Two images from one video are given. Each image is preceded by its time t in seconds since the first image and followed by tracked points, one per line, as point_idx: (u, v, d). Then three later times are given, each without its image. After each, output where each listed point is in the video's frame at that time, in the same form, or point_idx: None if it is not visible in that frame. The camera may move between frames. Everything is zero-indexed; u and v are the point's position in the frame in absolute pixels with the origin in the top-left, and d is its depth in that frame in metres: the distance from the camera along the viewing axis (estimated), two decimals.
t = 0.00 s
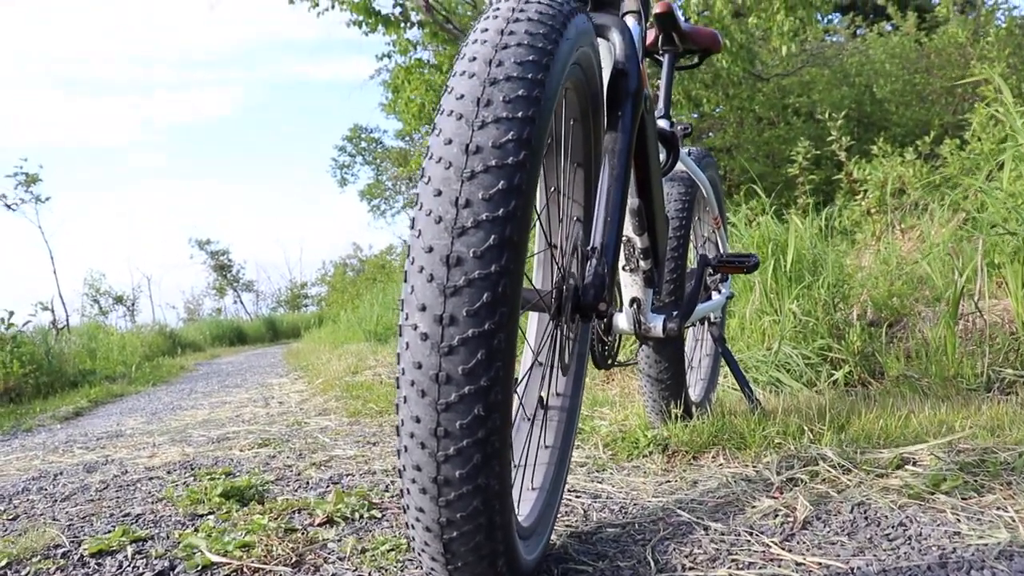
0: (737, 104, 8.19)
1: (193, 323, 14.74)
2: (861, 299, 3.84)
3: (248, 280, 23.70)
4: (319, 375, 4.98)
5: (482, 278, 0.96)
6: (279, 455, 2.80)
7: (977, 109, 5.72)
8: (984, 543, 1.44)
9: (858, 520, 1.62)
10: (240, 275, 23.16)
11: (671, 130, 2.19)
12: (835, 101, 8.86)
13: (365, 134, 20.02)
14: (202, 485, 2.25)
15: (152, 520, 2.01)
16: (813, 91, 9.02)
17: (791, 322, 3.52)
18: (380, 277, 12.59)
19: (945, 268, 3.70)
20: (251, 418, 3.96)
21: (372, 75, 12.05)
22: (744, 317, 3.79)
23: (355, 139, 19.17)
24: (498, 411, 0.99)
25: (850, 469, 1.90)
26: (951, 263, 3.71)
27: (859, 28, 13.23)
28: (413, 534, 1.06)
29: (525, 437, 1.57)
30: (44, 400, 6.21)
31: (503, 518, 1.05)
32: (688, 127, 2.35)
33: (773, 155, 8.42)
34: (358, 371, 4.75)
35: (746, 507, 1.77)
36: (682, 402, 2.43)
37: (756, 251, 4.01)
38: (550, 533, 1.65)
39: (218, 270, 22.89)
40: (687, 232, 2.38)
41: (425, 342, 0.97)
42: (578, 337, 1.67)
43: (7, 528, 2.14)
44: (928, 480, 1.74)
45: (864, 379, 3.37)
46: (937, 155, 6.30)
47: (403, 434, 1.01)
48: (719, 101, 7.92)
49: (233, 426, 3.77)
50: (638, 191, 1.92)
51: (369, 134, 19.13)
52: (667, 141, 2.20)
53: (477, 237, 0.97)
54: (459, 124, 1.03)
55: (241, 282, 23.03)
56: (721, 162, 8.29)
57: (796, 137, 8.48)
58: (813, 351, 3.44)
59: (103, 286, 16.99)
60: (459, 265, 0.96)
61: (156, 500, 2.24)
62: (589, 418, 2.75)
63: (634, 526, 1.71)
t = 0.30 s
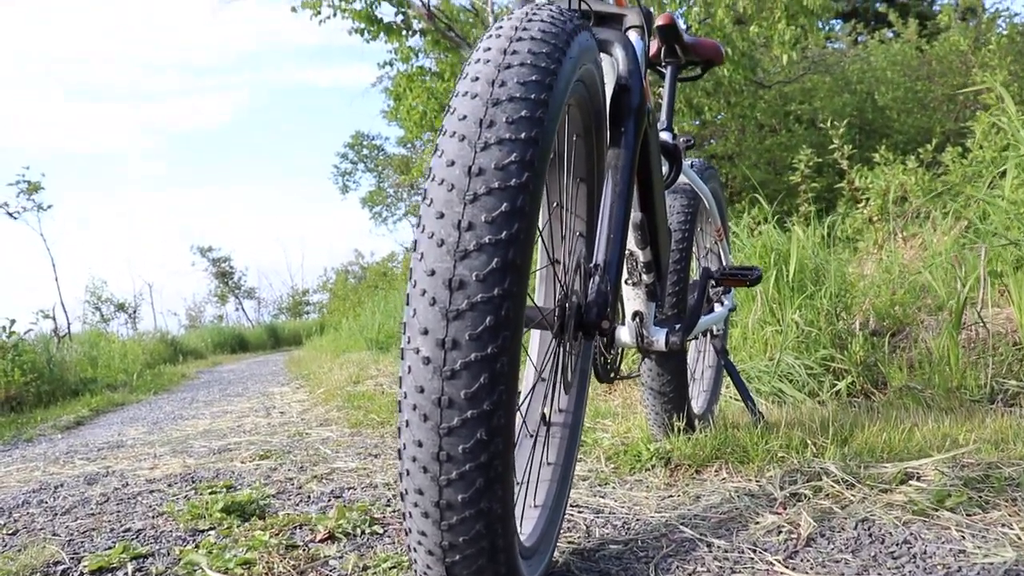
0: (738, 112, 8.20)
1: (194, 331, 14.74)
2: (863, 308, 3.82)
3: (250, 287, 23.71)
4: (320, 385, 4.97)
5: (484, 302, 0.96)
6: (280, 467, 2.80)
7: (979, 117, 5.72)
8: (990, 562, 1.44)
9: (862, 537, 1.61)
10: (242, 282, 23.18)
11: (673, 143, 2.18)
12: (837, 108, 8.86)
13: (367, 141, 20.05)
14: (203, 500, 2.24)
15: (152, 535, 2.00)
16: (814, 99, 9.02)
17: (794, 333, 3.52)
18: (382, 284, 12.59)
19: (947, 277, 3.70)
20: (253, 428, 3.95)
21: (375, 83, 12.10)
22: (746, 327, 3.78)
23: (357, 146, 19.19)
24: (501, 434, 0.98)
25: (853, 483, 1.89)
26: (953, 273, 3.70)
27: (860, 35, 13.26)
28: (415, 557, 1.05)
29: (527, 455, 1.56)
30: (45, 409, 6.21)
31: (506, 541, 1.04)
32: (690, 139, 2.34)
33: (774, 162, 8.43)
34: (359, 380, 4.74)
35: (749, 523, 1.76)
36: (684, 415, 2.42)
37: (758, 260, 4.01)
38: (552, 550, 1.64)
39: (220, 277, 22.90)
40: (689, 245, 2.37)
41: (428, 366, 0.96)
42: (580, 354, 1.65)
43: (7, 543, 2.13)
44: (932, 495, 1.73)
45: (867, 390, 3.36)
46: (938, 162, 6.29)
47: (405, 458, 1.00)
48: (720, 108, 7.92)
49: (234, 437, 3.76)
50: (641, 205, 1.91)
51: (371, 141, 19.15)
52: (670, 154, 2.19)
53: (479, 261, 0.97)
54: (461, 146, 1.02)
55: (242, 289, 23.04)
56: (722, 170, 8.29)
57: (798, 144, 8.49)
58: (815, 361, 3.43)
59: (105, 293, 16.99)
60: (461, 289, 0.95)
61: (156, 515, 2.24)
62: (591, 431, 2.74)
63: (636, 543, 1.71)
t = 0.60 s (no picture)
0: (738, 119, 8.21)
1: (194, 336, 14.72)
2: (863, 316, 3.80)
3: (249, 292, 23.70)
4: (320, 393, 4.96)
5: (484, 327, 0.95)
6: (279, 479, 2.79)
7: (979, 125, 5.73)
8: None
9: (863, 555, 1.61)
10: (242, 287, 23.18)
11: (673, 155, 2.17)
12: (837, 115, 8.88)
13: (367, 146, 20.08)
14: (201, 512, 2.23)
15: (151, 550, 1.99)
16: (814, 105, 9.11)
17: (793, 343, 3.51)
18: (382, 290, 12.59)
19: (948, 287, 3.69)
20: (252, 437, 3.95)
21: (375, 90, 12.15)
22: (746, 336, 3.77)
23: (357, 151, 19.21)
24: (501, 460, 0.98)
25: (854, 499, 1.88)
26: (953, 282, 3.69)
27: (861, 43, 13.30)
28: None
29: (527, 472, 1.55)
30: (44, 416, 6.20)
31: (505, 566, 1.03)
32: (690, 152, 2.33)
33: (774, 169, 8.44)
34: (359, 388, 4.74)
35: (749, 539, 1.76)
36: (685, 427, 2.41)
37: (758, 269, 4.01)
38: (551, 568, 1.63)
39: (220, 282, 22.89)
40: (689, 258, 2.37)
41: (427, 392, 0.95)
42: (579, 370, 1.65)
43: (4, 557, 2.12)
44: (934, 512, 1.72)
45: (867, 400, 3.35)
46: (938, 170, 6.30)
47: (403, 483, 0.99)
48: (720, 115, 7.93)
49: (233, 446, 3.76)
50: (642, 219, 1.91)
51: (371, 147, 19.16)
52: (670, 166, 2.18)
53: (479, 285, 0.96)
54: (461, 169, 1.01)
55: (242, 294, 23.05)
56: (722, 176, 8.29)
57: (798, 151, 8.50)
58: (815, 371, 3.43)
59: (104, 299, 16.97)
60: (461, 314, 0.95)
61: (154, 528, 2.23)
62: (590, 443, 2.73)
63: (636, 560, 1.70)
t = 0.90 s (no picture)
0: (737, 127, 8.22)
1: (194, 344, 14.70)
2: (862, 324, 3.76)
3: (249, 300, 23.69)
4: (319, 403, 4.95)
5: (483, 356, 0.94)
6: (278, 493, 2.78)
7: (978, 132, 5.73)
8: None
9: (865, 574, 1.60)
10: (241, 295, 23.17)
11: (673, 170, 2.17)
12: (836, 122, 8.90)
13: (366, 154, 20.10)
14: (199, 530, 2.22)
15: (149, 569, 1.99)
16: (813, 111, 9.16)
17: (793, 353, 3.51)
18: (382, 298, 12.58)
19: (948, 297, 3.68)
20: (252, 449, 3.94)
21: (375, 97, 12.17)
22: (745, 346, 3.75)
23: (356, 159, 19.22)
24: (500, 488, 0.97)
25: (856, 516, 1.87)
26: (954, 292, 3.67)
27: (858, 50, 13.34)
28: None
29: (527, 491, 1.54)
30: (43, 426, 6.19)
31: None
32: (690, 165, 2.32)
33: (773, 176, 8.45)
34: (358, 398, 4.73)
35: (750, 557, 1.75)
36: (685, 441, 2.41)
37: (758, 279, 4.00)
38: None
39: (219, 290, 22.88)
40: (689, 272, 2.36)
41: (426, 421, 0.95)
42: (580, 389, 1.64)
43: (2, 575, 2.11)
44: (936, 530, 1.71)
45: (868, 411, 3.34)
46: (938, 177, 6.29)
47: (402, 511, 0.99)
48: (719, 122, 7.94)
49: (232, 458, 3.74)
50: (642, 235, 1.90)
51: (370, 155, 19.18)
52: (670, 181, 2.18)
53: (477, 314, 0.95)
54: (459, 196, 1.00)
55: (242, 302, 23.04)
56: (721, 183, 8.30)
57: (797, 158, 8.51)
58: (816, 382, 3.41)
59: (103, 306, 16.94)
60: (459, 343, 0.94)
61: (152, 545, 2.22)
62: (591, 456, 2.72)
63: None
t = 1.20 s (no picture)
0: (737, 137, 8.23)
1: (193, 352, 14.67)
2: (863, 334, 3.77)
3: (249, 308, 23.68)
4: (319, 414, 4.94)
5: (482, 386, 0.94)
6: (277, 507, 2.77)
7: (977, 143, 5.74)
8: None
9: None
10: (241, 303, 23.16)
11: (673, 186, 2.16)
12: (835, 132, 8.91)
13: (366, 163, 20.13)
14: (197, 546, 2.21)
15: None
16: (813, 121, 9.19)
17: (794, 366, 3.50)
18: (382, 307, 12.57)
19: (948, 308, 3.67)
20: (251, 461, 3.93)
21: (376, 104, 12.18)
22: (746, 358, 3.75)
23: (356, 167, 19.24)
24: (499, 517, 0.96)
25: (857, 535, 1.86)
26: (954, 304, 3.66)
27: (857, 59, 13.38)
28: None
29: (527, 512, 1.53)
30: (42, 436, 6.17)
31: None
32: (691, 181, 2.34)
33: (773, 185, 8.46)
34: (358, 409, 4.73)
35: None
36: (685, 457, 2.40)
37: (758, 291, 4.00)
38: None
39: (219, 298, 22.87)
40: (689, 288, 2.36)
41: (424, 451, 0.94)
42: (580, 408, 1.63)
43: None
44: (938, 550, 1.70)
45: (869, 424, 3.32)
46: (937, 187, 6.29)
47: (401, 541, 0.98)
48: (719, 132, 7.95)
49: (232, 471, 3.73)
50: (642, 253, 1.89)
51: (370, 163, 19.20)
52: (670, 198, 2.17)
53: (477, 343, 0.94)
54: (459, 224, 0.99)
55: (242, 310, 23.03)
56: (721, 193, 8.31)
57: (797, 167, 8.53)
58: (817, 396, 3.40)
59: (103, 314, 16.91)
60: (458, 373, 0.93)
61: (150, 562, 2.20)
62: (590, 471, 2.71)
63: None
